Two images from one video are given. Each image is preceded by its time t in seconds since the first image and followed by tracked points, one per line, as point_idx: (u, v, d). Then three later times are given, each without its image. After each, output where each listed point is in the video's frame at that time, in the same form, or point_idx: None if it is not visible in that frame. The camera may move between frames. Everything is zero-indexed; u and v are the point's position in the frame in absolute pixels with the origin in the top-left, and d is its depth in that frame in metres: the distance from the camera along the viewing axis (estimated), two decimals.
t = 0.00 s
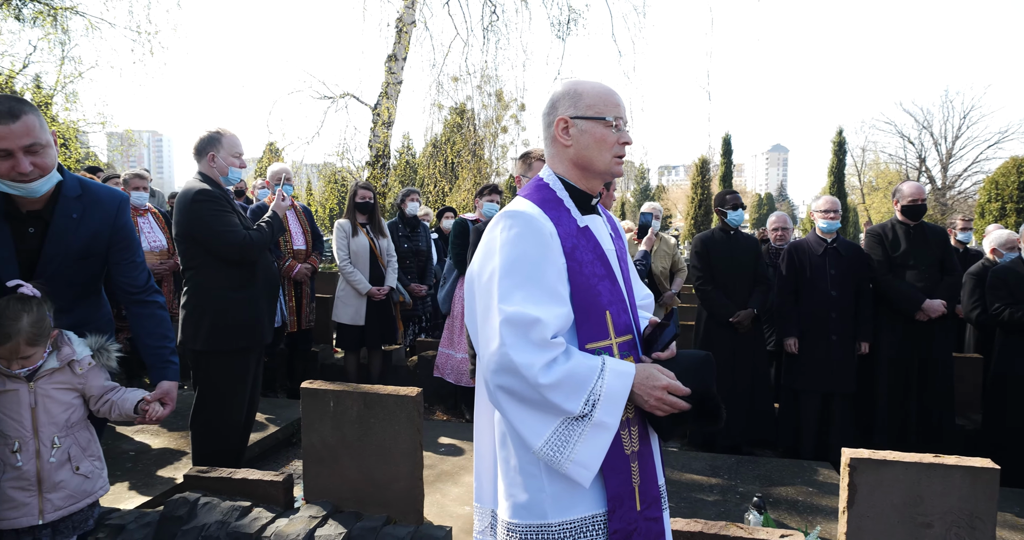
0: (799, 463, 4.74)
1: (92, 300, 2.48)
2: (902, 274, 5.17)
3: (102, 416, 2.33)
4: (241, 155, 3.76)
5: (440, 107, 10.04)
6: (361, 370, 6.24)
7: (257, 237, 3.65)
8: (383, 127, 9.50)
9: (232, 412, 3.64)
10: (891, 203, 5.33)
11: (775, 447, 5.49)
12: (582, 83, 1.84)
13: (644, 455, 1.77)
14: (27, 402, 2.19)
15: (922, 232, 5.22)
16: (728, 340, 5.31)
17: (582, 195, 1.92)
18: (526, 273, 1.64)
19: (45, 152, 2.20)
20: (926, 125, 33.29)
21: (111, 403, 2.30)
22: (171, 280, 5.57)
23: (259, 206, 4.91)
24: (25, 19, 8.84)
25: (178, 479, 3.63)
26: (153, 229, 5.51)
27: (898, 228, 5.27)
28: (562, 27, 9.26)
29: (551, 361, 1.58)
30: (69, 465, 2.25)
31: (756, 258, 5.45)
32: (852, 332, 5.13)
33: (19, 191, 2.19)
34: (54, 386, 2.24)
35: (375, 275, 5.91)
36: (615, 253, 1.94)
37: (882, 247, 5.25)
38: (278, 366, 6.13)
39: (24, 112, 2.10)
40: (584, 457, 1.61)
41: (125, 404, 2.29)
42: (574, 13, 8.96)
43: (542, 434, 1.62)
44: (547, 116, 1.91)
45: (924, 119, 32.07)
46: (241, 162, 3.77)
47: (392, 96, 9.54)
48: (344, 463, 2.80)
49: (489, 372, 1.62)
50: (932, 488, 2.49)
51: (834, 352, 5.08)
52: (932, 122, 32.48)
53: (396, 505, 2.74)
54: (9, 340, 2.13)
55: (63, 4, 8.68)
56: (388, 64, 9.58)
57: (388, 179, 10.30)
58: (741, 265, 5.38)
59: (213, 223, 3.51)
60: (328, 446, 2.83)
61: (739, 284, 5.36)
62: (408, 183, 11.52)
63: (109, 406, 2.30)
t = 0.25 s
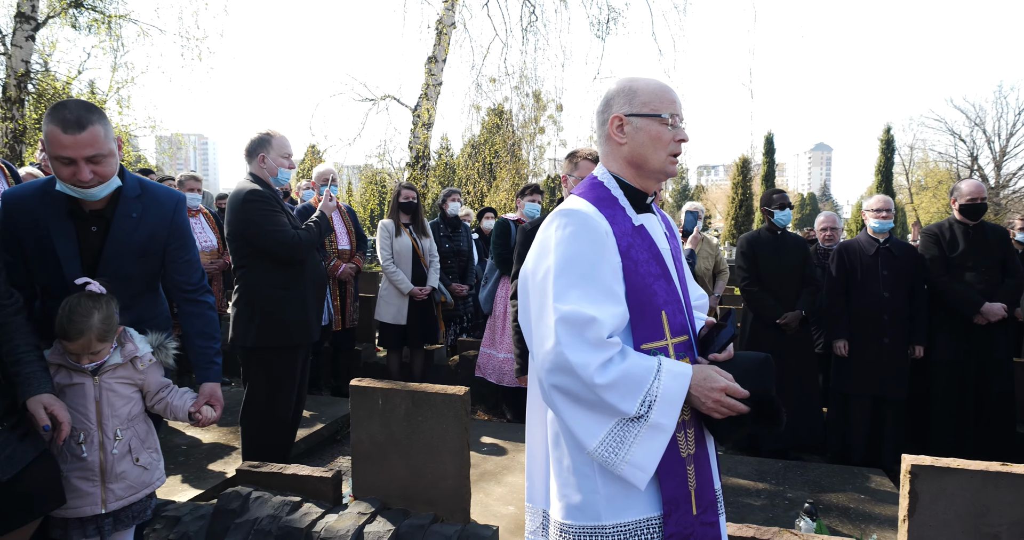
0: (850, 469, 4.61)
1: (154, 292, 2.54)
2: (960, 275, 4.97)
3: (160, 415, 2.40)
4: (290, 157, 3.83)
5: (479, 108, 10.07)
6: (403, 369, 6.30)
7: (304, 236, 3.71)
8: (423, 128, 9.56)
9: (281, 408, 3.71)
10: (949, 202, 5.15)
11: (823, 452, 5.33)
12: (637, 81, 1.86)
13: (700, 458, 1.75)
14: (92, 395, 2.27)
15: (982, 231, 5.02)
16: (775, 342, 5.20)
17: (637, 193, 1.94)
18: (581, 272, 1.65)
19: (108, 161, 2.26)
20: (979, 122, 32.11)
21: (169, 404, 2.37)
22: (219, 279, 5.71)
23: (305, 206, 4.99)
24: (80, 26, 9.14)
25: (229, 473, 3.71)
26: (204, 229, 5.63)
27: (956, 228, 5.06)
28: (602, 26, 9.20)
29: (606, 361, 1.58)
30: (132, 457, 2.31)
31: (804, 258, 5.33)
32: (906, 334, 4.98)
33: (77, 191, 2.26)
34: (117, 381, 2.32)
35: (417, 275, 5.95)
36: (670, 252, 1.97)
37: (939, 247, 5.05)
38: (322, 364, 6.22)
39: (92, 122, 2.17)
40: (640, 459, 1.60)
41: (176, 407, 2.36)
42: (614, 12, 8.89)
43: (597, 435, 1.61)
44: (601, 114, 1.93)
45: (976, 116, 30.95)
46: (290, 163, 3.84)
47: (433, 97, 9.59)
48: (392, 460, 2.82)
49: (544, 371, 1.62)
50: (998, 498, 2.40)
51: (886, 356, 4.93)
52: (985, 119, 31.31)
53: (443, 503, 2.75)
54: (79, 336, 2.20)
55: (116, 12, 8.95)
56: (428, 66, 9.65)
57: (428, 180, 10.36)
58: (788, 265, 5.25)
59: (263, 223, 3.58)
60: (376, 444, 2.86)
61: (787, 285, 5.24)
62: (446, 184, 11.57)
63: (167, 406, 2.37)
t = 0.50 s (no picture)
0: (899, 477, 4.48)
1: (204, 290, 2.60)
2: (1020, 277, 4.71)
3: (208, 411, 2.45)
4: (333, 157, 3.88)
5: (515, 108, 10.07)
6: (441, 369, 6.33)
7: (347, 235, 3.76)
8: (460, 129, 9.60)
9: (323, 406, 3.75)
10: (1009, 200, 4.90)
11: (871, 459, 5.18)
12: (687, 79, 1.84)
13: (750, 463, 1.71)
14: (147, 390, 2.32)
15: None
16: (820, 345, 5.07)
17: (687, 192, 1.91)
18: (631, 272, 1.64)
19: (170, 173, 2.31)
20: None
21: (217, 399, 2.42)
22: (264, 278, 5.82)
23: (347, 207, 5.05)
24: (130, 33, 9.42)
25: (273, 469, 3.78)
26: (251, 230, 5.73)
27: (1016, 226, 4.78)
28: (639, 24, 9.12)
29: (657, 362, 1.56)
30: (184, 452, 2.36)
31: (851, 259, 5.20)
32: (960, 338, 4.81)
33: (134, 194, 2.31)
34: (170, 376, 2.37)
35: (456, 275, 5.97)
36: (721, 252, 1.94)
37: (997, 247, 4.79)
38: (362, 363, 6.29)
39: (162, 137, 2.22)
40: (690, 462, 1.57)
41: (223, 402, 2.41)
42: (652, 10, 8.80)
43: (646, 437, 1.59)
44: (649, 113, 1.91)
45: None
46: (334, 164, 3.89)
47: (470, 97, 9.62)
48: (434, 459, 2.84)
49: (593, 372, 1.61)
50: None
51: (938, 360, 4.77)
52: None
53: (485, 503, 2.75)
54: (138, 332, 2.25)
55: (163, 18, 9.19)
56: (465, 67, 9.68)
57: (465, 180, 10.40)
58: (834, 266, 5.13)
59: (307, 223, 3.63)
60: (419, 442, 2.87)
61: (834, 287, 5.11)
62: (482, 184, 11.59)
63: (216, 401, 2.41)
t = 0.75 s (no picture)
0: (952, 485, 4.32)
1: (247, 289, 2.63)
2: None
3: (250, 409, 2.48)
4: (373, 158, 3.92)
5: (551, 107, 10.03)
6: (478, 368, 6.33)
7: (387, 235, 3.78)
8: (496, 128, 9.61)
9: (363, 404, 3.78)
10: None
11: (920, 465, 5.02)
12: (734, 74, 1.79)
13: (800, 470, 1.67)
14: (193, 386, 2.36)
15: None
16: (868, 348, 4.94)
17: (733, 190, 1.87)
18: (677, 272, 1.61)
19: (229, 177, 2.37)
20: None
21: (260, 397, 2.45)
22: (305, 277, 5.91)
23: (386, 206, 5.09)
24: (175, 37, 9.66)
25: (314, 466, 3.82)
26: (298, 231, 5.91)
27: None
28: (677, 21, 9.00)
29: (704, 365, 1.53)
30: (226, 449, 2.39)
31: (900, 259, 5.04)
32: (1015, 342, 4.65)
33: (192, 195, 2.39)
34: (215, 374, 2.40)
35: (494, 275, 5.98)
36: (768, 252, 1.90)
37: None
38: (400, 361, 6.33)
39: (225, 144, 2.27)
40: (738, 468, 1.54)
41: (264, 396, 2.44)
42: (690, 7, 8.67)
43: (692, 442, 1.56)
44: (694, 109, 1.87)
45: None
46: (374, 164, 3.93)
47: (506, 97, 9.61)
48: (474, 459, 2.84)
49: (638, 374, 1.59)
50: None
51: (993, 364, 4.60)
52: None
53: (525, 504, 2.74)
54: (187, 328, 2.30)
55: (207, 23, 9.38)
56: (502, 67, 9.68)
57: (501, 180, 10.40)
58: (882, 266, 4.99)
59: (347, 222, 3.66)
60: (458, 442, 2.88)
61: (881, 288, 4.97)
62: (518, 184, 11.58)
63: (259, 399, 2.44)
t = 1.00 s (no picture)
0: (1006, 496, 4.15)
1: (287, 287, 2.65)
2: None
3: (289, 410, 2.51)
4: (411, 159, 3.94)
5: (587, 107, 9.96)
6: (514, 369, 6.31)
7: (424, 235, 3.79)
8: (532, 128, 9.58)
9: (400, 404, 3.80)
10: None
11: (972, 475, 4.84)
12: (779, 69, 1.74)
13: (849, 479, 1.61)
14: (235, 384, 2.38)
15: None
16: (916, 353, 4.79)
17: (778, 189, 1.82)
18: (720, 273, 1.57)
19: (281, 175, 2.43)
20: None
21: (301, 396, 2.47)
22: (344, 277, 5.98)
23: (423, 207, 5.12)
24: (217, 42, 9.87)
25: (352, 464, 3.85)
26: (340, 233, 6.03)
27: None
28: (715, 18, 8.85)
29: (749, 370, 1.49)
30: (267, 448, 2.40)
31: (950, 260, 4.87)
32: None
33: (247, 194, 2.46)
34: (257, 372, 2.42)
35: (530, 275, 5.96)
36: (814, 253, 1.84)
37: None
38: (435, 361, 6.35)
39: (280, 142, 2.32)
40: (784, 476, 1.49)
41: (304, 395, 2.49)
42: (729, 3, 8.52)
43: (736, 449, 1.52)
44: (737, 106, 1.82)
45: None
46: (411, 165, 3.95)
47: (541, 97, 9.58)
48: (511, 461, 2.83)
49: (680, 379, 1.55)
50: None
51: None
52: None
53: (562, 508, 2.72)
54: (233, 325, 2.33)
55: (248, 27, 9.56)
56: (537, 67, 9.66)
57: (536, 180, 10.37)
58: (931, 268, 4.83)
59: (385, 223, 3.68)
60: (495, 444, 2.87)
61: (931, 290, 4.81)
62: (553, 184, 11.54)
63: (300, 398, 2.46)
